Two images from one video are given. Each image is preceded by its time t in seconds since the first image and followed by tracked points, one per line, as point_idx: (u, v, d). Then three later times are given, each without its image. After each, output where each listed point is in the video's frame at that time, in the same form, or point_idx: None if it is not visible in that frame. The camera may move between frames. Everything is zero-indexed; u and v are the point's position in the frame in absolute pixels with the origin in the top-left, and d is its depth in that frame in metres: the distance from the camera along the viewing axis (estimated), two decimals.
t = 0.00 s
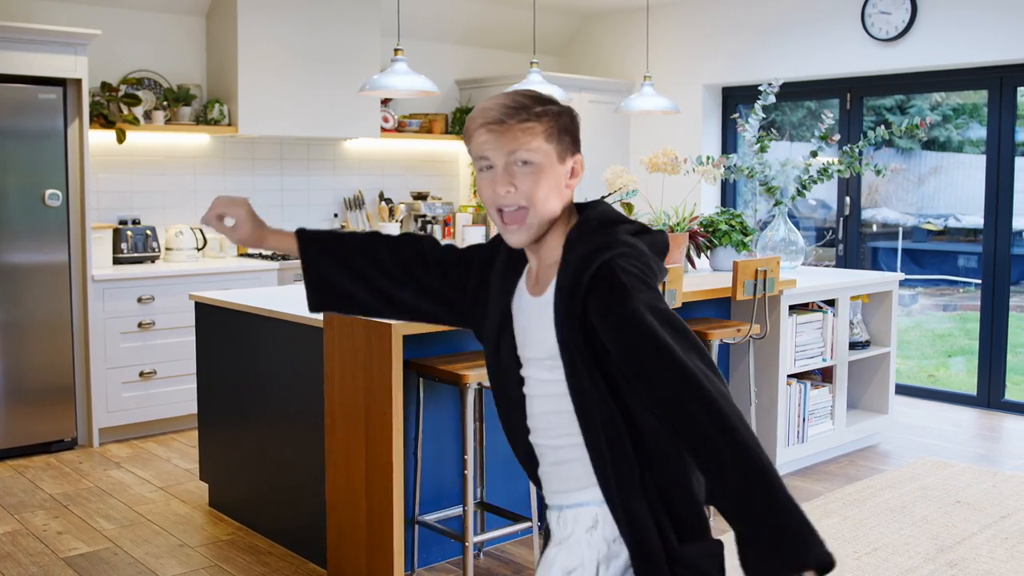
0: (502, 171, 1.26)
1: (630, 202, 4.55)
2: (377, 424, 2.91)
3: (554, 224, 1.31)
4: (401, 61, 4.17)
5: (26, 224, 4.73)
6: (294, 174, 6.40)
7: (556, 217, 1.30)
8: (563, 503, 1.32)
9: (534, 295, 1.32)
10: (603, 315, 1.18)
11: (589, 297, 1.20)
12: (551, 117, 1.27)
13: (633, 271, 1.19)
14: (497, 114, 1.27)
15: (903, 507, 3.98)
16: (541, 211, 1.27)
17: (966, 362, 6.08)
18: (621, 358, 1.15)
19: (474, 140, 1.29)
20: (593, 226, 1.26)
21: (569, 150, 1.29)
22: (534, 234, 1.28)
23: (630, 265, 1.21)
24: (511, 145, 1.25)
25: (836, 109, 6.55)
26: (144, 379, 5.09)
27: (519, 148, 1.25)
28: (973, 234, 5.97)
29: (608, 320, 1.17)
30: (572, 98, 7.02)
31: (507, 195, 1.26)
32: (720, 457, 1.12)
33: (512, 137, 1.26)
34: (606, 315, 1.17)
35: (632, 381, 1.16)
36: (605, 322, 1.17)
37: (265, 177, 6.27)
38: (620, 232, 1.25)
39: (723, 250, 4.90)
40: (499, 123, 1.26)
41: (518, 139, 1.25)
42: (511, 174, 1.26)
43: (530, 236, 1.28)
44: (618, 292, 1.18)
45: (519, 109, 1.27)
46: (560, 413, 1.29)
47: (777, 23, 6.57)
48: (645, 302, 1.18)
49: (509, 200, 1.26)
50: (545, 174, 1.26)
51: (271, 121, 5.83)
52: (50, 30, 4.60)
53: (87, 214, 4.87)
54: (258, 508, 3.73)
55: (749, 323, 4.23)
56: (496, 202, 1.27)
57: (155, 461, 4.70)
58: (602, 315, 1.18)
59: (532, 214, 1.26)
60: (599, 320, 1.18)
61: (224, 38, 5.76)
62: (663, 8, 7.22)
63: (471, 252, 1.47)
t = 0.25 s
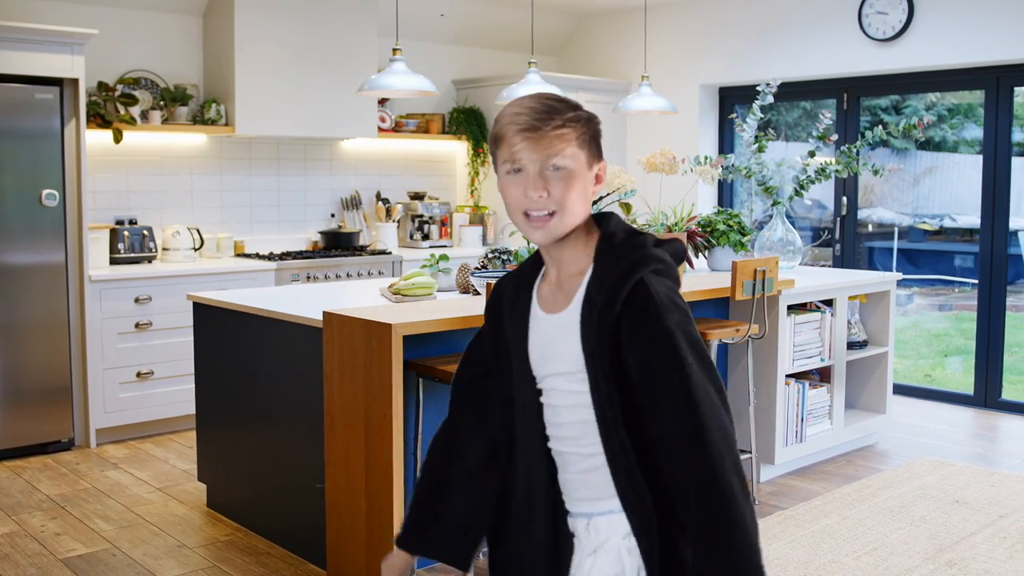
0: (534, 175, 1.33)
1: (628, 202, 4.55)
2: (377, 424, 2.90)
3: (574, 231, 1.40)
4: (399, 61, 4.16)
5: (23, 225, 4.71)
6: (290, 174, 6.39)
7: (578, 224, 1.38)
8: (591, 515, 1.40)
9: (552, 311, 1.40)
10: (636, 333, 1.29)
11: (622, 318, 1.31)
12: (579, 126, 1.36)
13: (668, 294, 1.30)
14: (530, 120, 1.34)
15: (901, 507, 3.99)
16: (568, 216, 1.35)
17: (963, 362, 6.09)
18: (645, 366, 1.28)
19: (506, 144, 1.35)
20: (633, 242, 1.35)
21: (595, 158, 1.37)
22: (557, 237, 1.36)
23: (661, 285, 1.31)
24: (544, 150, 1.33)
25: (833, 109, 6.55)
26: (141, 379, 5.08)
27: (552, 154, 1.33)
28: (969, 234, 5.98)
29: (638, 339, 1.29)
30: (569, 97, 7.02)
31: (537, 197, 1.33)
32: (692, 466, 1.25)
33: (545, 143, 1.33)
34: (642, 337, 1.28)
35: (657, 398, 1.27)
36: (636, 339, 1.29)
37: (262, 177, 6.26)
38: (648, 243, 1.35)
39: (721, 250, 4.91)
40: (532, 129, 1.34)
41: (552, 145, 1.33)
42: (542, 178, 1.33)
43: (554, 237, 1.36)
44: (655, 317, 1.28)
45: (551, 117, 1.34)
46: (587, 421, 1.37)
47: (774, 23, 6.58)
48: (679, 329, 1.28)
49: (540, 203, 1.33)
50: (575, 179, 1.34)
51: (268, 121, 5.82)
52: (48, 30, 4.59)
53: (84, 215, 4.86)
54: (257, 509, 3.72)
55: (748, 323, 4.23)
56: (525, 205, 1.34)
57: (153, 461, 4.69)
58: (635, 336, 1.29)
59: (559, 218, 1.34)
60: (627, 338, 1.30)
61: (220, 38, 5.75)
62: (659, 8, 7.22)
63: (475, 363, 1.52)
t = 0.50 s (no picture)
0: (549, 181, 1.19)
1: (628, 202, 4.55)
2: (378, 424, 2.90)
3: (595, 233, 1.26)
4: (398, 61, 4.16)
5: (22, 225, 4.70)
6: (288, 174, 6.38)
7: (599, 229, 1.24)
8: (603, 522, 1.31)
9: (578, 317, 1.27)
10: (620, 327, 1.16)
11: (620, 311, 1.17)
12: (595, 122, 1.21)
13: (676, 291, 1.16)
14: (541, 122, 1.19)
15: (901, 506, 3.99)
16: (588, 222, 1.21)
17: (960, 362, 6.10)
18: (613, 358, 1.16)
19: (517, 150, 1.20)
20: (651, 239, 1.22)
21: (615, 155, 1.22)
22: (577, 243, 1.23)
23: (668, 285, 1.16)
24: (559, 154, 1.18)
25: (831, 109, 6.56)
26: (139, 380, 5.07)
27: (568, 157, 1.18)
28: (966, 234, 5.99)
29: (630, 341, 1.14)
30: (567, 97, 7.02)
31: (553, 206, 1.19)
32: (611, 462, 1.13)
33: (559, 146, 1.18)
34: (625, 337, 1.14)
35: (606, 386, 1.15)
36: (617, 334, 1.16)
37: (260, 177, 6.25)
38: (665, 242, 1.22)
39: (720, 250, 4.91)
40: (544, 132, 1.19)
41: (566, 148, 1.18)
42: (557, 184, 1.18)
43: (572, 242, 1.22)
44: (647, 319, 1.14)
45: (563, 115, 1.19)
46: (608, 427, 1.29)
47: (771, 23, 6.59)
48: (671, 335, 1.13)
49: (557, 211, 1.19)
50: (593, 182, 1.19)
51: (266, 121, 5.81)
52: (45, 29, 4.57)
53: (82, 215, 4.85)
54: (257, 509, 3.72)
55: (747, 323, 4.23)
56: (541, 214, 1.20)
57: (150, 462, 4.68)
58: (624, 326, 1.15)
59: (577, 224, 1.20)
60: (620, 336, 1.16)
61: (218, 38, 5.74)
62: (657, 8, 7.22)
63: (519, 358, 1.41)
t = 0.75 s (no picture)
0: (540, 186, 1.23)
1: (627, 202, 4.54)
2: (379, 425, 2.89)
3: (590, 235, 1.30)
4: (399, 61, 4.15)
5: (20, 225, 4.69)
6: (287, 175, 6.38)
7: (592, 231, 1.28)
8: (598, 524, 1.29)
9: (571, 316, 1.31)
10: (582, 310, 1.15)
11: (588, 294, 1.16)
12: (588, 129, 1.25)
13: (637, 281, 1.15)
14: (536, 129, 1.23)
15: (901, 507, 3.99)
16: (578, 227, 1.25)
17: (959, 362, 6.10)
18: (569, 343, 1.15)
19: (512, 155, 1.25)
20: (633, 232, 1.21)
21: (608, 163, 1.26)
22: (568, 247, 1.27)
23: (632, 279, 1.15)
24: (551, 161, 1.22)
25: (830, 110, 6.56)
26: (138, 380, 5.06)
27: (560, 164, 1.22)
28: (964, 234, 6.00)
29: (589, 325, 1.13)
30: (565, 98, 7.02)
31: (544, 211, 1.23)
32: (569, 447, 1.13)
33: (551, 153, 1.22)
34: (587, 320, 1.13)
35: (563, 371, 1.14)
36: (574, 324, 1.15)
37: (258, 178, 6.24)
38: (648, 240, 1.21)
39: (719, 250, 4.91)
40: (537, 138, 1.23)
41: (559, 154, 1.22)
42: (549, 189, 1.23)
43: (564, 248, 1.27)
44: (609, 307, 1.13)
45: (555, 123, 1.23)
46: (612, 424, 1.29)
47: (769, 24, 6.60)
48: (635, 329, 1.12)
49: (547, 217, 1.23)
50: (584, 189, 1.23)
51: (264, 121, 5.80)
52: (44, 29, 4.56)
53: (81, 215, 4.84)
54: (257, 510, 3.71)
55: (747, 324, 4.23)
56: (533, 218, 1.24)
57: (149, 463, 4.67)
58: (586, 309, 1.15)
59: (567, 227, 1.24)
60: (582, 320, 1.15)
61: (217, 38, 5.73)
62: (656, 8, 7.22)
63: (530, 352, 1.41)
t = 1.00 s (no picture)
0: (516, 199, 1.25)
1: (627, 202, 4.54)
2: (380, 425, 2.89)
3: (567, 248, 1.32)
4: (398, 61, 4.15)
5: (18, 225, 4.68)
6: (285, 175, 6.37)
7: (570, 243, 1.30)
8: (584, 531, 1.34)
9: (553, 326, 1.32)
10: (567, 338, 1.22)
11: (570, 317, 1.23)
12: (562, 143, 1.28)
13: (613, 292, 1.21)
14: (512, 143, 1.26)
15: (901, 506, 3.99)
16: (554, 240, 1.27)
17: (956, 361, 6.11)
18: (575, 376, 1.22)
19: (491, 167, 1.27)
20: (601, 245, 1.25)
21: (583, 176, 1.29)
22: (545, 260, 1.29)
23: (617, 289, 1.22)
24: (525, 174, 1.24)
25: (828, 110, 6.57)
26: (137, 381, 5.05)
27: (536, 178, 1.24)
28: (962, 234, 6.01)
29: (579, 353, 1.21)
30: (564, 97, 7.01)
31: (520, 225, 1.25)
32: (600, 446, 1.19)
33: (527, 167, 1.25)
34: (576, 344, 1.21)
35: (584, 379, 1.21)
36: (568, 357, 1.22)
37: (257, 178, 6.23)
38: (618, 247, 1.25)
39: (718, 250, 4.91)
40: (512, 154, 1.26)
41: (534, 168, 1.24)
42: (524, 203, 1.25)
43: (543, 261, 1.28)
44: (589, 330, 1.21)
45: (531, 138, 1.26)
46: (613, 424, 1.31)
47: (767, 24, 6.60)
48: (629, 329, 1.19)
49: (523, 231, 1.25)
50: (559, 203, 1.25)
51: (262, 120, 5.79)
52: (42, 29, 4.56)
53: (79, 215, 4.83)
54: (257, 510, 3.71)
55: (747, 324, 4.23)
56: (509, 232, 1.26)
57: (148, 464, 4.66)
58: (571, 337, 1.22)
59: (544, 239, 1.26)
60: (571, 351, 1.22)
61: (215, 38, 5.72)
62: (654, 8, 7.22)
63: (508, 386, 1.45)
